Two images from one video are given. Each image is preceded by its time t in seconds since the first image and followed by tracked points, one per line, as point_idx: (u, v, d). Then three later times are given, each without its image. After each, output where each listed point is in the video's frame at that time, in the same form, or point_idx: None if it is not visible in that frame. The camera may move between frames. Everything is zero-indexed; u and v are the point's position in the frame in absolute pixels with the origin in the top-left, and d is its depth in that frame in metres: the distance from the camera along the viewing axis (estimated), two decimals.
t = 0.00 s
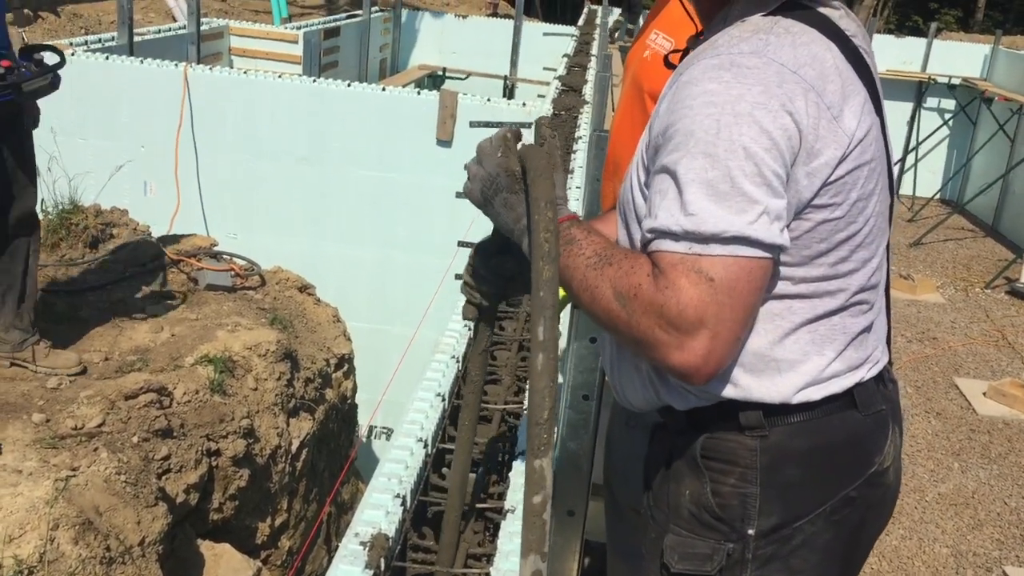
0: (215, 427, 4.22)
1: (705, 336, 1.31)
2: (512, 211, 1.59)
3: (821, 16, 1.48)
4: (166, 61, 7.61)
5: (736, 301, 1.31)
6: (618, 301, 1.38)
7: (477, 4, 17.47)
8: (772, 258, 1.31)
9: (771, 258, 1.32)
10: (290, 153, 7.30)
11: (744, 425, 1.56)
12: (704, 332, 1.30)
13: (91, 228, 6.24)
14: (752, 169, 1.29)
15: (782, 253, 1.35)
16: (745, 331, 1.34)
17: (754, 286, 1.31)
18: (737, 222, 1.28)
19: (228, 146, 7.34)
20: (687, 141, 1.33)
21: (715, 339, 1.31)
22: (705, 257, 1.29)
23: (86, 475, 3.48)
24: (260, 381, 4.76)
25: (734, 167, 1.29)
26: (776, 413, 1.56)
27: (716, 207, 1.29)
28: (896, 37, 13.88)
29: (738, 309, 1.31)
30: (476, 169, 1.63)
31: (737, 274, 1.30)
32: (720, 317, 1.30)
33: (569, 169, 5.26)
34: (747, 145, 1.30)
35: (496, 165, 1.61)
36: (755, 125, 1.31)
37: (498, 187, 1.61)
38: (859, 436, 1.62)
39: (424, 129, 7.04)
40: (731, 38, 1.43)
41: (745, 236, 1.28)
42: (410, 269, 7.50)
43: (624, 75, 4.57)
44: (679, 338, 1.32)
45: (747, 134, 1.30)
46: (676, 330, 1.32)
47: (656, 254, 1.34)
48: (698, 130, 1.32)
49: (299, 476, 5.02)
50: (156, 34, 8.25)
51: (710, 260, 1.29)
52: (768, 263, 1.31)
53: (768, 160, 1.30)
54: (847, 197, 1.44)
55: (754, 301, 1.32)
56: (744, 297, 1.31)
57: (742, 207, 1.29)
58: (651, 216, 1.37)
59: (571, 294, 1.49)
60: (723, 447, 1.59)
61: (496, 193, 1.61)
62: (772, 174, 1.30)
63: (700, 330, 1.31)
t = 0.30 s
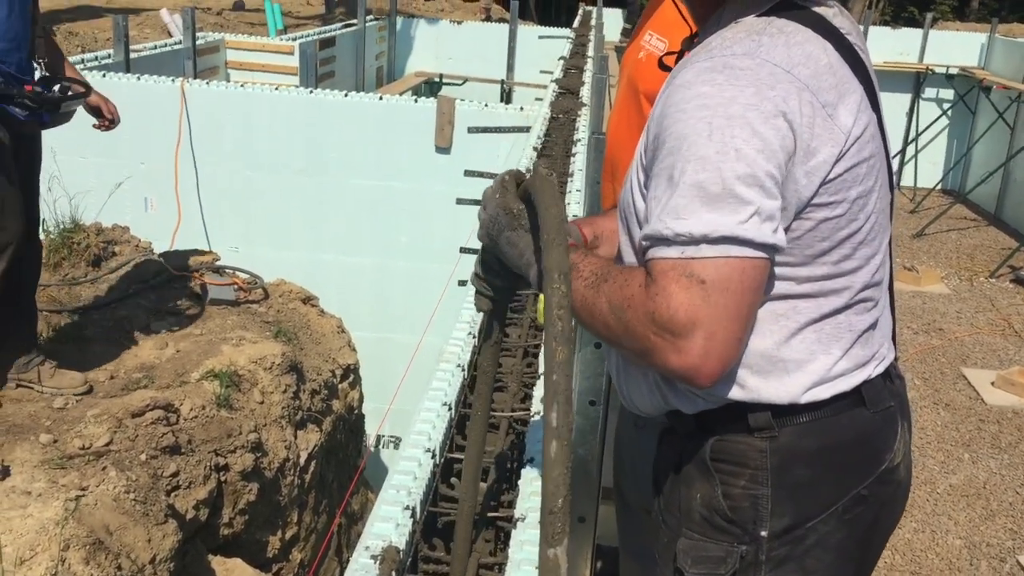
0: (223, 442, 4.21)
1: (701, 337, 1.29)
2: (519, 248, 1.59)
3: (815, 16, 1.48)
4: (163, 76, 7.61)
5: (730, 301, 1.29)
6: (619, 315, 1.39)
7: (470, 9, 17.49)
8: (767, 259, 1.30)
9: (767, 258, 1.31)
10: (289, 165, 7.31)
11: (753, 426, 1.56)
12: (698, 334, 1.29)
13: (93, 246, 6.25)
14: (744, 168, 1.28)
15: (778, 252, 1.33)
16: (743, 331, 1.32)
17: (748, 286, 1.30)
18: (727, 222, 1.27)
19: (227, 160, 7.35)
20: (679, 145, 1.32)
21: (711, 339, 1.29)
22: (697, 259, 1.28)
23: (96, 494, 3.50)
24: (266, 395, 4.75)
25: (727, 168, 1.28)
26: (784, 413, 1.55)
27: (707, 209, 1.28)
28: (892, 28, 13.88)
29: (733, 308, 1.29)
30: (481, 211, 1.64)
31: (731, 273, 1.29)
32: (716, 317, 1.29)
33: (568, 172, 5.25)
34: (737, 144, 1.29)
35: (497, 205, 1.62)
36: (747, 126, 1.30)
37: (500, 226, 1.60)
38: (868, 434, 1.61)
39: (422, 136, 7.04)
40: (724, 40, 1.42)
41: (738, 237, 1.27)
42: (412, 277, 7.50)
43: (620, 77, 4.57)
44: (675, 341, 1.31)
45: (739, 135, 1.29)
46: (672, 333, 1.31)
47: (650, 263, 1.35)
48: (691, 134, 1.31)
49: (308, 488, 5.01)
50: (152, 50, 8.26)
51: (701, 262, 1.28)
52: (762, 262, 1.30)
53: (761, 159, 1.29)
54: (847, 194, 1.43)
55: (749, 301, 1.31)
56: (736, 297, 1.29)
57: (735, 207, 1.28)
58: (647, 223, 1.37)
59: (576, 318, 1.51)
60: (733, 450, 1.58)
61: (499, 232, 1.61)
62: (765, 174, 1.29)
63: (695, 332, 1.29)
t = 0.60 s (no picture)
0: (226, 457, 4.22)
1: (691, 352, 1.31)
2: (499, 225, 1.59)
3: (810, 20, 1.48)
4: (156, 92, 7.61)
5: (722, 318, 1.31)
6: (608, 317, 1.40)
7: (461, 17, 17.54)
8: (760, 277, 1.32)
9: (759, 276, 1.32)
10: (284, 178, 7.31)
11: (761, 430, 1.55)
12: (689, 350, 1.31)
13: (91, 265, 6.25)
14: (741, 184, 1.29)
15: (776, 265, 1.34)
16: (733, 346, 1.34)
17: (740, 304, 1.31)
18: (722, 239, 1.28)
19: (222, 175, 7.35)
20: (676, 160, 1.33)
21: (702, 354, 1.32)
22: (692, 275, 1.30)
23: (100, 513, 3.56)
24: (268, 408, 4.75)
25: (723, 184, 1.29)
26: (792, 416, 1.55)
27: (702, 225, 1.29)
28: (882, 23, 13.92)
29: (725, 326, 1.31)
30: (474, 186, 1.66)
31: (723, 292, 1.30)
32: (707, 333, 1.31)
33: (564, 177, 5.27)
34: (734, 161, 1.29)
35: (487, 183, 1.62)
36: (744, 141, 1.30)
37: (483, 204, 1.61)
38: (874, 433, 1.62)
39: (417, 145, 7.06)
40: (721, 51, 1.42)
41: (732, 256, 1.28)
42: (411, 286, 7.51)
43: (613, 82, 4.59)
44: (667, 353, 1.33)
45: (737, 150, 1.30)
46: (664, 345, 1.32)
47: (645, 271, 1.35)
48: (688, 149, 1.31)
49: (313, 500, 5.01)
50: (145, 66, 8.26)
51: (695, 278, 1.30)
52: (755, 282, 1.31)
53: (759, 173, 1.29)
54: (848, 198, 1.43)
55: (740, 319, 1.33)
56: (728, 315, 1.31)
57: (730, 224, 1.29)
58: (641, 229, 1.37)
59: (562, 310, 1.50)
60: (741, 454, 1.58)
61: (482, 209, 1.61)
62: (762, 190, 1.29)
63: (686, 348, 1.31)
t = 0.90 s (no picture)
0: (224, 470, 4.21)
1: (677, 348, 1.32)
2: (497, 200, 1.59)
3: (808, 23, 1.49)
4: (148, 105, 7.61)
5: (709, 318, 1.32)
6: (598, 306, 1.40)
7: (451, 24, 17.58)
8: (750, 280, 1.33)
9: (749, 278, 1.33)
10: (278, 188, 7.31)
11: (765, 435, 1.56)
12: (675, 347, 1.32)
13: (86, 279, 6.24)
14: (737, 185, 1.30)
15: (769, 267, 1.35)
16: (718, 345, 1.35)
17: (728, 305, 1.32)
18: (714, 238, 1.28)
19: (215, 186, 7.34)
20: (675, 158, 1.34)
21: (687, 351, 1.33)
22: (683, 273, 1.30)
23: (100, 529, 3.54)
24: (266, 420, 4.75)
25: (719, 184, 1.30)
26: (796, 419, 1.56)
27: (697, 224, 1.30)
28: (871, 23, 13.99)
29: (712, 327, 1.32)
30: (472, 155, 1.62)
31: (712, 292, 1.31)
32: (693, 332, 1.32)
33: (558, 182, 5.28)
34: (730, 161, 1.30)
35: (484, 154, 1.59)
36: (742, 144, 1.31)
37: (482, 176, 1.58)
38: (878, 436, 1.62)
39: (411, 153, 7.07)
40: (721, 54, 1.43)
41: (727, 256, 1.29)
42: (407, 294, 7.52)
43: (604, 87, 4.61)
44: (653, 348, 1.34)
45: (735, 152, 1.31)
46: (650, 340, 1.33)
47: (638, 266, 1.35)
48: (688, 150, 1.32)
49: (313, 511, 5.00)
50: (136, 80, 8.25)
51: (686, 276, 1.30)
52: (745, 284, 1.32)
53: (756, 175, 1.31)
54: (848, 198, 1.44)
55: (727, 321, 1.34)
56: (715, 316, 1.32)
57: (724, 223, 1.29)
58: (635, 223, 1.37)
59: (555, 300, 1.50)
60: (747, 459, 1.58)
61: (480, 182, 1.59)
62: (755, 191, 1.30)
63: (672, 345, 1.33)
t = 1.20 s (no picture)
0: (220, 478, 4.18)
1: (667, 346, 1.31)
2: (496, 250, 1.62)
3: (809, 24, 1.50)
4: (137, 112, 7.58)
5: (700, 315, 1.31)
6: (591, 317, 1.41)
7: (440, 27, 17.58)
8: (746, 279, 1.32)
9: (745, 279, 1.33)
10: (270, 194, 7.29)
11: (776, 437, 1.56)
12: (665, 344, 1.31)
13: (77, 288, 6.21)
14: (734, 180, 1.30)
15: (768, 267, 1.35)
16: (711, 346, 1.34)
17: (719, 303, 1.31)
18: (704, 231, 1.28)
19: (206, 193, 7.32)
20: (672, 155, 1.34)
21: (677, 350, 1.32)
22: (673, 270, 1.30)
23: (96, 540, 3.58)
24: (261, 427, 4.73)
25: (714, 179, 1.30)
26: (806, 420, 1.56)
27: (692, 220, 1.30)
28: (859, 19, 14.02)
29: (702, 325, 1.31)
30: (462, 223, 1.70)
31: (702, 289, 1.30)
32: (684, 330, 1.30)
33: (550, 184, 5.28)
34: (729, 157, 1.30)
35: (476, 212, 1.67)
36: (740, 140, 1.31)
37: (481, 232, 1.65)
38: (887, 437, 1.62)
39: (403, 157, 7.07)
40: (724, 50, 1.42)
41: (722, 251, 1.29)
42: (401, 299, 7.51)
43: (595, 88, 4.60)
44: (644, 348, 1.33)
45: (734, 148, 1.30)
46: (641, 339, 1.33)
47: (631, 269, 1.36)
48: (686, 146, 1.32)
49: (309, 517, 4.99)
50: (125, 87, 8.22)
51: (676, 273, 1.30)
52: (738, 283, 1.32)
53: (755, 171, 1.30)
54: (852, 197, 1.44)
55: (719, 320, 1.32)
56: (706, 312, 1.31)
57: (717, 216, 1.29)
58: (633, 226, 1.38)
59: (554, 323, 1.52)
60: (757, 462, 1.58)
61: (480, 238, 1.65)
62: (748, 186, 1.30)
63: (661, 342, 1.31)
